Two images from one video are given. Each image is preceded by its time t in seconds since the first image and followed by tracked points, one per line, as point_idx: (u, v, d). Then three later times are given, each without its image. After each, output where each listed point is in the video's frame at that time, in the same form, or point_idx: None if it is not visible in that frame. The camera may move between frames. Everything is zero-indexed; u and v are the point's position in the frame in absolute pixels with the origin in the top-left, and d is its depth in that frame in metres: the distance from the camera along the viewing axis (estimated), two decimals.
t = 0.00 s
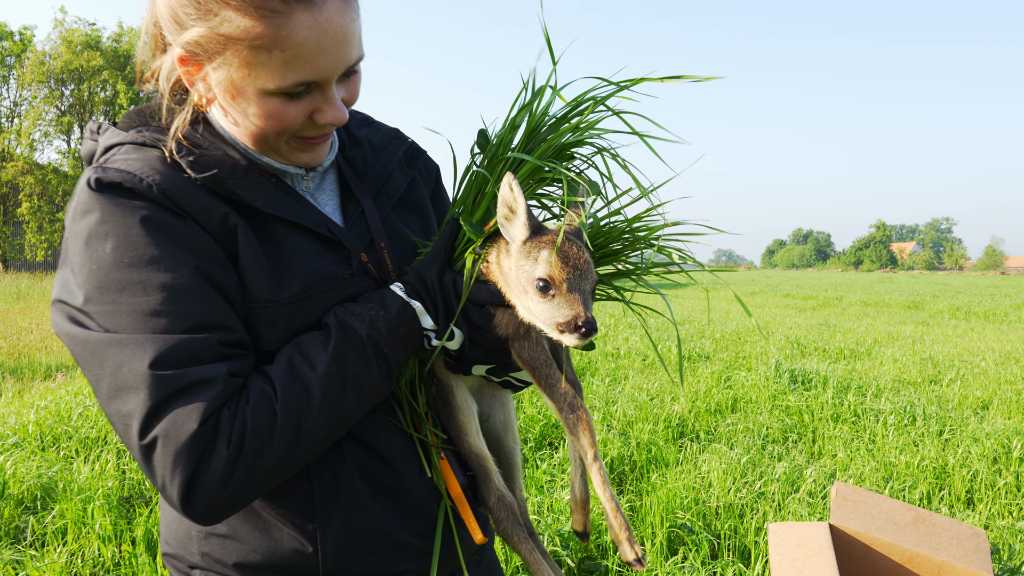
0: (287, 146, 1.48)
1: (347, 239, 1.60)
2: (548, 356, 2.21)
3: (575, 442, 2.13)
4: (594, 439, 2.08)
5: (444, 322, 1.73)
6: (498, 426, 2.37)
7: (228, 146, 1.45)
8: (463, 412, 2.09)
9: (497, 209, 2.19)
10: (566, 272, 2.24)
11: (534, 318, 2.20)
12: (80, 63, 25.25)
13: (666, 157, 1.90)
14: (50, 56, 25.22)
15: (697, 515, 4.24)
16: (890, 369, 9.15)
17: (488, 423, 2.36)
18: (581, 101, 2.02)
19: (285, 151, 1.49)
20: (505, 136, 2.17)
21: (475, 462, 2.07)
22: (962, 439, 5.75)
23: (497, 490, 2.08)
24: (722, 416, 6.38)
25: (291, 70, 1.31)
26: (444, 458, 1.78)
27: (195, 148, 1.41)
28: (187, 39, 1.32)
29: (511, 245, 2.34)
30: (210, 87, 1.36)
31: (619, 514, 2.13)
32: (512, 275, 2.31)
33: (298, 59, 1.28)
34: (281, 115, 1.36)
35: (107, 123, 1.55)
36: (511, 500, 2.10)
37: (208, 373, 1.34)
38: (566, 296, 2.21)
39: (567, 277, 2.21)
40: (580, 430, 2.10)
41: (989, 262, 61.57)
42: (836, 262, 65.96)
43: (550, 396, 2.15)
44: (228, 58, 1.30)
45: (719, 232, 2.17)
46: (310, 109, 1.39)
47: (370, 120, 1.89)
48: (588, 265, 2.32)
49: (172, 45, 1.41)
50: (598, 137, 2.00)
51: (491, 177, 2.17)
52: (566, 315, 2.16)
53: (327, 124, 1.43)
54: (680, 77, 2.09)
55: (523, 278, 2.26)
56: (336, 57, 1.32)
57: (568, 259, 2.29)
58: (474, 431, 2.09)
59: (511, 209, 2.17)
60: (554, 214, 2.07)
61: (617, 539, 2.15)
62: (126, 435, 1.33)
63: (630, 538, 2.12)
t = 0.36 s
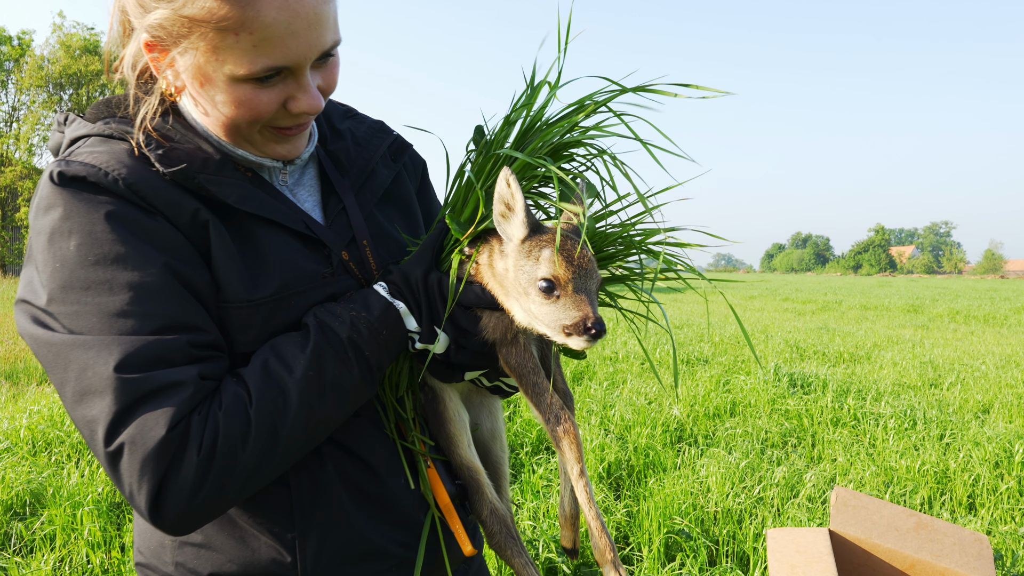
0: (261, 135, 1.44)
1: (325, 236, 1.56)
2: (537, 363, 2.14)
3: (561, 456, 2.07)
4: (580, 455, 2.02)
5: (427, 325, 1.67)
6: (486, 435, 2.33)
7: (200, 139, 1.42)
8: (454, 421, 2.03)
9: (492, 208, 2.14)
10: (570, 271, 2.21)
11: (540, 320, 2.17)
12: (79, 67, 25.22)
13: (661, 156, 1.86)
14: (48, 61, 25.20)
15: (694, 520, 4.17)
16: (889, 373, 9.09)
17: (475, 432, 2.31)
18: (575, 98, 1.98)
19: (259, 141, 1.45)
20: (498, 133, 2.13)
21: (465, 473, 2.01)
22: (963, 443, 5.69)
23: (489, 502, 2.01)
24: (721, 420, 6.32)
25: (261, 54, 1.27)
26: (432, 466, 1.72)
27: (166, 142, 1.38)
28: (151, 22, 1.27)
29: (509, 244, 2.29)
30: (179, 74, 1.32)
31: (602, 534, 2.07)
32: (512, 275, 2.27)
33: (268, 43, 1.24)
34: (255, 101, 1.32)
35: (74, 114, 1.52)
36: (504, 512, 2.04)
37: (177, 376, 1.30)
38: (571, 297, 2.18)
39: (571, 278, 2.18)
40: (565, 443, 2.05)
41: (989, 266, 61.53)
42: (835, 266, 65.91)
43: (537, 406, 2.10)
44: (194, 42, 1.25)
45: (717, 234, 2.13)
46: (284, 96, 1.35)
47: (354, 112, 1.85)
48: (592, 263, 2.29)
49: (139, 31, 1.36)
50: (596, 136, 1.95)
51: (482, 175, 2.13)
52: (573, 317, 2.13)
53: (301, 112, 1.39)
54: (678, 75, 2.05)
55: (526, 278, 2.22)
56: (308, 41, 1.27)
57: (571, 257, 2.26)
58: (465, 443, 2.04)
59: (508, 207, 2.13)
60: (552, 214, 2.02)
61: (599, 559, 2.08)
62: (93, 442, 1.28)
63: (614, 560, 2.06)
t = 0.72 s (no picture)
0: (233, 125, 1.42)
1: (304, 231, 1.52)
2: (529, 360, 2.10)
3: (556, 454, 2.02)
4: (576, 453, 1.97)
5: (413, 324, 1.63)
6: (474, 436, 2.29)
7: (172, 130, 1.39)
8: (443, 423, 1.99)
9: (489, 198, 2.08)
10: (573, 268, 2.22)
11: (543, 318, 2.19)
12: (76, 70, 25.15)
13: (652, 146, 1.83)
14: (45, 64, 25.14)
15: (691, 523, 4.12)
16: (887, 374, 9.05)
17: (464, 433, 2.27)
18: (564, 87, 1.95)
19: (230, 131, 1.43)
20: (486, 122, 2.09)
21: (456, 477, 1.98)
22: (963, 444, 5.64)
23: (480, 506, 1.98)
24: (718, 422, 6.27)
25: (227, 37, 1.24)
26: (417, 470, 1.67)
27: (135, 133, 1.34)
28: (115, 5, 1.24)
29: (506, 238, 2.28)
30: (145, 59, 1.29)
31: (601, 535, 2.01)
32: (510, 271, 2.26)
33: (234, 25, 1.21)
34: (223, 88, 1.29)
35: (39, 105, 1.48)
36: (495, 515, 2.02)
37: (147, 377, 1.25)
38: (575, 294, 2.20)
39: (575, 275, 2.20)
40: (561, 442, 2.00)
41: (987, 268, 61.53)
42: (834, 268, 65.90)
43: (530, 404, 2.05)
44: (158, 25, 1.22)
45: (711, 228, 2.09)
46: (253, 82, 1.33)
47: (335, 103, 1.81)
48: (592, 257, 2.31)
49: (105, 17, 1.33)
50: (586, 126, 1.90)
51: (468, 165, 2.09)
52: (579, 315, 2.17)
53: (273, 100, 1.36)
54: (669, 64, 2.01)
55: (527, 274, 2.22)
56: (276, 24, 1.25)
57: (572, 252, 2.27)
58: (455, 446, 2.00)
59: (508, 201, 2.10)
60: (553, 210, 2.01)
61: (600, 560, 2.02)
62: (60, 446, 1.24)
63: (615, 560, 2.01)
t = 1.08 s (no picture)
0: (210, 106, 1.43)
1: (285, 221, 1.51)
2: (518, 350, 2.03)
3: (545, 449, 1.98)
4: (565, 448, 1.94)
5: (400, 313, 1.61)
6: (464, 431, 2.26)
7: (146, 113, 1.39)
8: (432, 417, 1.95)
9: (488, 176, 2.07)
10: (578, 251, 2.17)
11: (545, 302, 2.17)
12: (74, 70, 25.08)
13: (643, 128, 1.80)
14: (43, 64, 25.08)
15: (689, 523, 4.08)
16: (887, 373, 9.00)
17: (453, 428, 2.24)
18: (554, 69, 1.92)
19: (205, 113, 1.43)
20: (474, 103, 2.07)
21: (444, 471, 1.93)
22: (963, 443, 5.60)
23: (470, 502, 1.93)
24: (717, 421, 6.23)
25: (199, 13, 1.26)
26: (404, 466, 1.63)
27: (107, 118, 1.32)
28: None
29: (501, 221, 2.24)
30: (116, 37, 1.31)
31: (588, 534, 1.96)
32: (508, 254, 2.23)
33: None
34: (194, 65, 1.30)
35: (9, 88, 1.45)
36: (485, 512, 1.96)
37: (120, 371, 1.20)
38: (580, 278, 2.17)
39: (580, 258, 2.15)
40: (551, 435, 1.96)
41: (986, 267, 61.49)
42: (833, 268, 65.86)
43: (519, 396, 2.00)
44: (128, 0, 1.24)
45: (706, 215, 2.05)
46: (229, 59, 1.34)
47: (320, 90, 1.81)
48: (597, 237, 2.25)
49: None
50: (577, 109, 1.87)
51: (456, 149, 2.07)
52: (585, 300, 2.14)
53: (248, 78, 1.37)
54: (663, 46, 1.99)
55: (528, 258, 2.20)
56: None
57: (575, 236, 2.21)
58: (444, 440, 1.97)
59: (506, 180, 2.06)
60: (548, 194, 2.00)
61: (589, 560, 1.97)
62: (29, 445, 1.20)
63: (602, 561, 1.95)
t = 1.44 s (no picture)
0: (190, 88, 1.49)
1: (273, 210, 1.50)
2: (513, 340, 1.99)
3: (544, 441, 1.94)
4: (565, 438, 1.90)
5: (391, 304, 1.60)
6: (456, 426, 2.24)
7: (126, 94, 1.42)
8: (423, 414, 1.94)
9: (486, 157, 2.06)
10: (582, 236, 2.18)
11: (548, 288, 2.18)
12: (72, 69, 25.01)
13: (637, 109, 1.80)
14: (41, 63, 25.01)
15: (687, 524, 4.04)
16: (886, 374, 8.97)
17: (445, 423, 2.22)
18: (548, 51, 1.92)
19: (186, 94, 1.48)
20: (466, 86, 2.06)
21: (435, 469, 1.92)
22: (962, 444, 5.57)
23: (461, 502, 1.92)
24: (716, 421, 6.19)
25: None
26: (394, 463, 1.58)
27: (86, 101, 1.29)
28: None
29: (499, 206, 2.25)
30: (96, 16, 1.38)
31: (592, 526, 1.92)
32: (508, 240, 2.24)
33: None
34: (173, 39, 1.37)
35: None
36: (477, 511, 1.96)
37: (99, 366, 1.16)
38: (584, 263, 2.18)
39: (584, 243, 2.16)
40: (550, 428, 1.92)
41: (985, 269, 61.48)
42: (832, 269, 65.84)
43: (515, 387, 1.96)
44: None
45: (704, 198, 2.08)
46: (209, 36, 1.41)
47: (308, 76, 1.86)
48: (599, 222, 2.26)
49: None
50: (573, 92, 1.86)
51: (448, 133, 2.06)
52: (590, 285, 2.16)
53: (231, 56, 1.44)
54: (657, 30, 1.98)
55: (529, 243, 2.21)
56: None
57: (577, 218, 2.22)
58: (434, 436, 1.95)
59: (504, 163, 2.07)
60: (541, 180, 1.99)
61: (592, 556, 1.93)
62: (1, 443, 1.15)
63: (607, 557, 1.91)
